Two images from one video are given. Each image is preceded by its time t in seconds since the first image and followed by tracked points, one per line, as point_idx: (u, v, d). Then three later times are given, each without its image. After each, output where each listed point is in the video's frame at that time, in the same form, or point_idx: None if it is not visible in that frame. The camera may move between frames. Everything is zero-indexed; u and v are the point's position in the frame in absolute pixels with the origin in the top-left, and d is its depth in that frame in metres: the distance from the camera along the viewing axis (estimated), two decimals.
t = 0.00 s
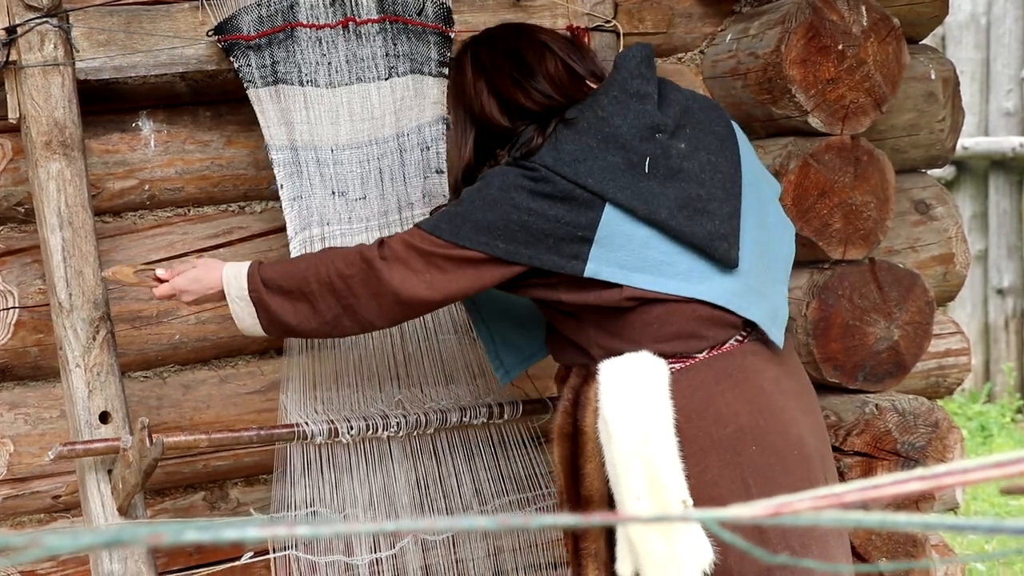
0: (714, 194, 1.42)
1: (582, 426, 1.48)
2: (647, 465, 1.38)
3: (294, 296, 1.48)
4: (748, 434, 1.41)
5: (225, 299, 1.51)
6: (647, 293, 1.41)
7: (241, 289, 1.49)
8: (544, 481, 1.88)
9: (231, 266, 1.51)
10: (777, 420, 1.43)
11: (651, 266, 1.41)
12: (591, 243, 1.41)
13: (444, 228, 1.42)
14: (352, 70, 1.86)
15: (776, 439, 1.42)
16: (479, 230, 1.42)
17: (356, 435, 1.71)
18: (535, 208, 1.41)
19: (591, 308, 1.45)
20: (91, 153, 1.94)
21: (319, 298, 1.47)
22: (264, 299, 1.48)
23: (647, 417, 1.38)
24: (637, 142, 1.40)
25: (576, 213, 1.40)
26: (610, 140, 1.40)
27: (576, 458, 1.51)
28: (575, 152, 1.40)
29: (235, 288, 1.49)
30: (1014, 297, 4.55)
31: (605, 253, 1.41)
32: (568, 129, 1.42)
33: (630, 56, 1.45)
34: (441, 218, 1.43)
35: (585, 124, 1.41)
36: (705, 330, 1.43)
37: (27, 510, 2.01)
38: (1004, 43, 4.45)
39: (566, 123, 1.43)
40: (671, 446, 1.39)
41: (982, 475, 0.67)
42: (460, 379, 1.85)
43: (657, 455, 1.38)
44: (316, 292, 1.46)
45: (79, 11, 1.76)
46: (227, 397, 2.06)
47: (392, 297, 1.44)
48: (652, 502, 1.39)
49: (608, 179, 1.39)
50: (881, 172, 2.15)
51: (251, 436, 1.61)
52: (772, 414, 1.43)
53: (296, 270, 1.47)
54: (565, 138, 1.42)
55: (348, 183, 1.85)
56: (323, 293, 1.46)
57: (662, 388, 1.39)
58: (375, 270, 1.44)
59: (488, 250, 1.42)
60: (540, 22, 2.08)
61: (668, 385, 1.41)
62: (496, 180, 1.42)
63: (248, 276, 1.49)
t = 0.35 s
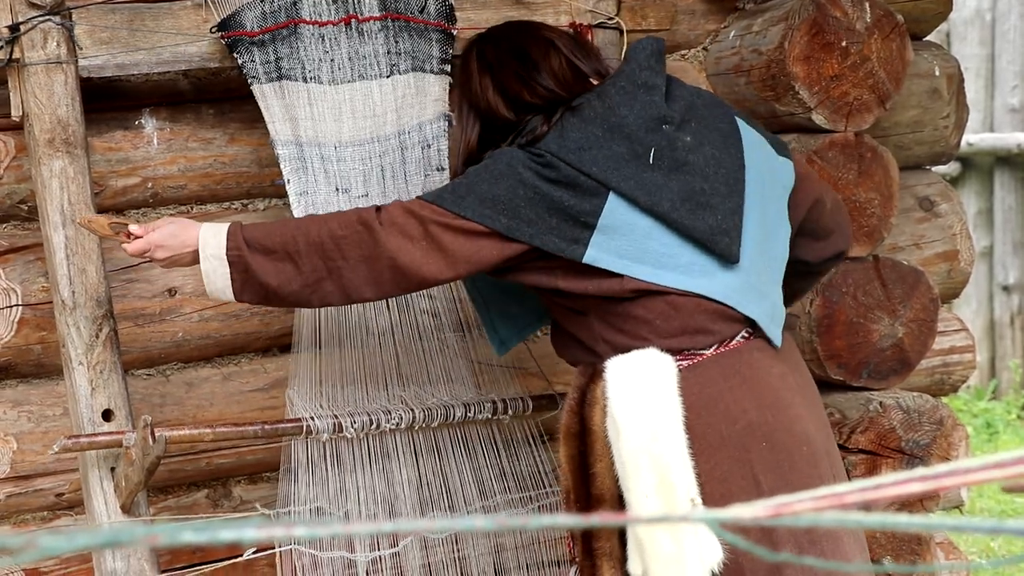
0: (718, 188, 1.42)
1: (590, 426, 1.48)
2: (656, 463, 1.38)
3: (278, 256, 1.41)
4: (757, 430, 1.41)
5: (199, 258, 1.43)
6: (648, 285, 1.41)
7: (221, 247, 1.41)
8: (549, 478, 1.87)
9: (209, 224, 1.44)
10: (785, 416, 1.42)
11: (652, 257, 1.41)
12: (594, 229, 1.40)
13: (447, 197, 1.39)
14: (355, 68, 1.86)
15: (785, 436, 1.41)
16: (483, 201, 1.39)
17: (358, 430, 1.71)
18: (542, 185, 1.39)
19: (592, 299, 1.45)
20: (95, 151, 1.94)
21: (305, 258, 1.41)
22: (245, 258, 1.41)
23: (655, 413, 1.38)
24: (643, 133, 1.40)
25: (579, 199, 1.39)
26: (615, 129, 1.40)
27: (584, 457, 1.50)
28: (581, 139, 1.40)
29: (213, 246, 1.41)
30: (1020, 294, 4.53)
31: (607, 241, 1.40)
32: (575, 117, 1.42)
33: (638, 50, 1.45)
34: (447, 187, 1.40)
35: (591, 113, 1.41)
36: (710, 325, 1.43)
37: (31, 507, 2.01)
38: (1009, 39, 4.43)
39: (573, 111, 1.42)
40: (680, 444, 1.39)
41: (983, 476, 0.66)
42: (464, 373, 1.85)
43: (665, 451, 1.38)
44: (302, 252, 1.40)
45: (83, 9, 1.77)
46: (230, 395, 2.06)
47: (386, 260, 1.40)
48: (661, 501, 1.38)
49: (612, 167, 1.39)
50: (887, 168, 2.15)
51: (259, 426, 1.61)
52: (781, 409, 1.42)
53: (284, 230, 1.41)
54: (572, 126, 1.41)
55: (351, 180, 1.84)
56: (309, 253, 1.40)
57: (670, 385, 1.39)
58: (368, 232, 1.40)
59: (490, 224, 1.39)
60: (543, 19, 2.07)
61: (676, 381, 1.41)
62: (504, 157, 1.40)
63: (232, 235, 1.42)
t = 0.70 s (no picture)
0: (728, 186, 1.42)
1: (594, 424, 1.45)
2: (652, 466, 1.37)
3: (286, 234, 1.40)
4: (760, 432, 1.40)
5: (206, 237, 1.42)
6: (654, 281, 1.40)
7: (229, 225, 1.40)
8: (556, 479, 1.87)
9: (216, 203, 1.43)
10: (788, 418, 1.42)
11: (661, 252, 1.40)
12: (602, 221, 1.39)
13: (458, 182, 1.39)
14: (362, 69, 1.86)
15: (789, 439, 1.41)
16: (494, 187, 1.38)
17: (365, 432, 1.71)
18: (552, 174, 1.38)
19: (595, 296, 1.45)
20: (103, 152, 1.94)
21: (312, 237, 1.40)
22: (252, 237, 1.40)
23: (656, 416, 1.37)
24: (655, 127, 1.40)
25: (588, 191, 1.38)
26: (627, 123, 1.40)
27: (587, 456, 1.48)
28: (593, 131, 1.39)
29: (220, 224, 1.41)
30: None
31: (615, 233, 1.39)
32: (588, 110, 1.41)
33: (653, 47, 1.46)
34: (459, 172, 1.39)
35: (604, 107, 1.41)
36: (716, 325, 1.42)
37: (40, 508, 2.02)
38: (1019, 38, 4.42)
39: (586, 105, 1.42)
40: (679, 449, 1.38)
41: (992, 477, 0.66)
42: (474, 373, 1.85)
43: (664, 454, 1.37)
44: (310, 231, 1.40)
45: (91, 11, 1.77)
46: (238, 396, 2.07)
47: (392, 243, 1.39)
48: (649, 504, 1.38)
49: (623, 160, 1.38)
50: (896, 167, 2.14)
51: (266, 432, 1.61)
52: (784, 410, 1.42)
53: (293, 210, 1.40)
54: (584, 119, 1.41)
55: (359, 182, 1.84)
56: (317, 232, 1.40)
57: (674, 388, 1.38)
58: (377, 212, 1.40)
59: (500, 210, 1.38)
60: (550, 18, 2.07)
61: (679, 383, 1.40)
62: (516, 147, 1.40)
63: (241, 214, 1.41)
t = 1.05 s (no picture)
0: (737, 185, 1.42)
1: (603, 428, 1.46)
2: (670, 467, 1.35)
3: (293, 243, 1.40)
4: (772, 433, 1.40)
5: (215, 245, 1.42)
6: (666, 281, 1.39)
7: (236, 233, 1.41)
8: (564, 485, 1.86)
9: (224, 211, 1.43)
10: (799, 419, 1.41)
11: (676, 251, 1.39)
12: (615, 222, 1.38)
13: (467, 189, 1.39)
14: (368, 74, 1.85)
15: (800, 439, 1.40)
16: (504, 194, 1.38)
17: (373, 438, 1.71)
18: (563, 177, 1.38)
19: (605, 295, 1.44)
20: (109, 158, 1.94)
21: (320, 246, 1.39)
22: (260, 245, 1.40)
23: (669, 418, 1.35)
24: (665, 127, 1.39)
25: (600, 192, 1.38)
26: (637, 123, 1.39)
27: (598, 460, 1.48)
28: (604, 132, 1.39)
29: (228, 232, 1.41)
30: None
31: (628, 233, 1.38)
32: (597, 112, 1.41)
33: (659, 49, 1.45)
34: (467, 180, 1.39)
35: (613, 108, 1.40)
36: (726, 327, 1.41)
37: (48, 515, 2.02)
38: None
39: (594, 107, 1.42)
40: (695, 449, 1.36)
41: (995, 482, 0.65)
42: (483, 379, 1.85)
43: (680, 455, 1.35)
44: (317, 240, 1.39)
45: (96, 18, 1.78)
46: (245, 402, 2.06)
47: (402, 250, 1.39)
48: (672, 506, 1.35)
49: (635, 159, 1.38)
50: (903, 171, 2.13)
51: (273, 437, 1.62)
52: (795, 411, 1.42)
53: (301, 218, 1.40)
54: (594, 121, 1.40)
55: (365, 187, 1.84)
56: (324, 240, 1.39)
57: (685, 387, 1.37)
58: (385, 221, 1.39)
59: (510, 216, 1.38)
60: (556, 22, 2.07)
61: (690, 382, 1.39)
62: (524, 153, 1.40)
63: (249, 223, 1.41)
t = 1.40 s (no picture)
0: (729, 202, 1.41)
1: (608, 444, 1.41)
2: (680, 482, 1.33)
3: (287, 254, 1.39)
4: (778, 446, 1.40)
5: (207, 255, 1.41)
6: (661, 297, 1.39)
7: (229, 243, 1.40)
8: (569, 500, 1.85)
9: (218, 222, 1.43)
10: (803, 430, 1.42)
11: (666, 269, 1.40)
12: (608, 238, 1.39)
13: (461, 202, 1.39)
14: (373, 89, 1.86)
15: (803, 452, 1.41)
16: (498, 207, 1.38)
17: (380, 453, 1.71)
18: (555, 193, 1.38)
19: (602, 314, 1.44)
20: (115, 173, 1.95)
21: (314, 258, 1.39)
22: (253, 256, 1.40)
23: (678, 434, 1.33)
24: (655, 145, 1.39)
25: (591, 208, 1.38)
26: (628, 141, 1.39)
27: (603, 477, 1.42)
28: (595, 150, 1.39)
29: (221, 242, 1.40)
30: None
31: (620, 249, 1.39)
32: (588, 130, 1.40)
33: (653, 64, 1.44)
34: (460, 194, 1.39)
35: (605, 125, 1.40)
36: (729, 339, 1.42)
37: (52, 530, 2.01)
38: None
39: (586, 124, 1.41)
40: (702, 465, 1.34)
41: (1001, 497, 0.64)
42: (486, 393, 1.85)
43: (689, 469, 1.33)
44: (311, 252, 1.39)
45: (104, 32, 1.78)
46: (250, 417, 2.06)
47: (394, 263, 1.39)
48: (684, 520, 1.33)
49: (626, 178, 1.38)
50: (908, 186, 2.13)
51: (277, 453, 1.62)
52: (798, 425, 1.42)
53: (295, 230, 1.40)
54: (585, 137, 1.40)
55: (369, 202, 1.84)
56: (318, 253, 1.39)
57: (690, 401, 1.35)
58: (379, 235, 1.39)
59: (504, 229, 1.38)
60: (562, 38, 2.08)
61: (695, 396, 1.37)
62: (518, 165, 1.40)
63: (243, 234, 1.41)
